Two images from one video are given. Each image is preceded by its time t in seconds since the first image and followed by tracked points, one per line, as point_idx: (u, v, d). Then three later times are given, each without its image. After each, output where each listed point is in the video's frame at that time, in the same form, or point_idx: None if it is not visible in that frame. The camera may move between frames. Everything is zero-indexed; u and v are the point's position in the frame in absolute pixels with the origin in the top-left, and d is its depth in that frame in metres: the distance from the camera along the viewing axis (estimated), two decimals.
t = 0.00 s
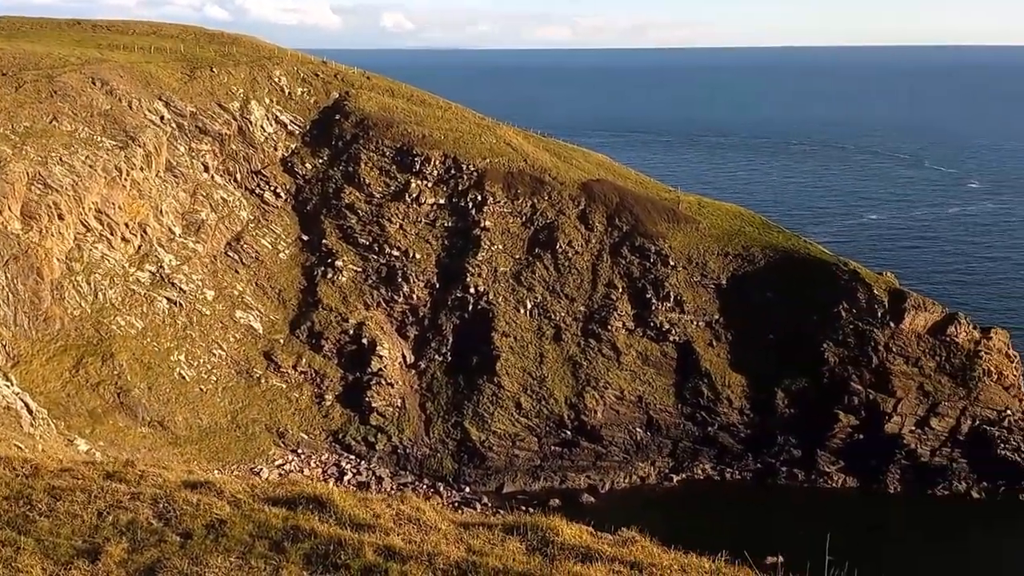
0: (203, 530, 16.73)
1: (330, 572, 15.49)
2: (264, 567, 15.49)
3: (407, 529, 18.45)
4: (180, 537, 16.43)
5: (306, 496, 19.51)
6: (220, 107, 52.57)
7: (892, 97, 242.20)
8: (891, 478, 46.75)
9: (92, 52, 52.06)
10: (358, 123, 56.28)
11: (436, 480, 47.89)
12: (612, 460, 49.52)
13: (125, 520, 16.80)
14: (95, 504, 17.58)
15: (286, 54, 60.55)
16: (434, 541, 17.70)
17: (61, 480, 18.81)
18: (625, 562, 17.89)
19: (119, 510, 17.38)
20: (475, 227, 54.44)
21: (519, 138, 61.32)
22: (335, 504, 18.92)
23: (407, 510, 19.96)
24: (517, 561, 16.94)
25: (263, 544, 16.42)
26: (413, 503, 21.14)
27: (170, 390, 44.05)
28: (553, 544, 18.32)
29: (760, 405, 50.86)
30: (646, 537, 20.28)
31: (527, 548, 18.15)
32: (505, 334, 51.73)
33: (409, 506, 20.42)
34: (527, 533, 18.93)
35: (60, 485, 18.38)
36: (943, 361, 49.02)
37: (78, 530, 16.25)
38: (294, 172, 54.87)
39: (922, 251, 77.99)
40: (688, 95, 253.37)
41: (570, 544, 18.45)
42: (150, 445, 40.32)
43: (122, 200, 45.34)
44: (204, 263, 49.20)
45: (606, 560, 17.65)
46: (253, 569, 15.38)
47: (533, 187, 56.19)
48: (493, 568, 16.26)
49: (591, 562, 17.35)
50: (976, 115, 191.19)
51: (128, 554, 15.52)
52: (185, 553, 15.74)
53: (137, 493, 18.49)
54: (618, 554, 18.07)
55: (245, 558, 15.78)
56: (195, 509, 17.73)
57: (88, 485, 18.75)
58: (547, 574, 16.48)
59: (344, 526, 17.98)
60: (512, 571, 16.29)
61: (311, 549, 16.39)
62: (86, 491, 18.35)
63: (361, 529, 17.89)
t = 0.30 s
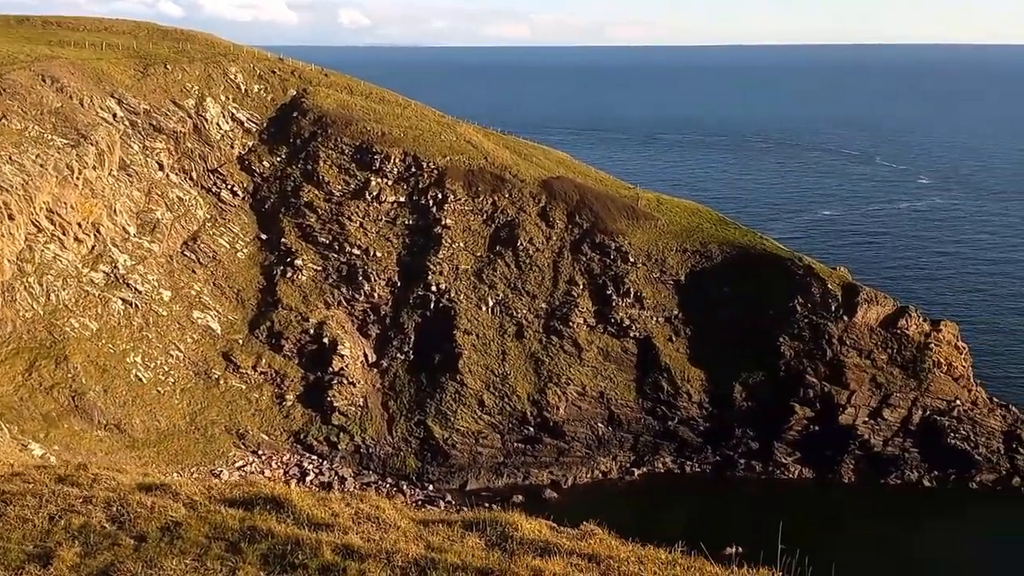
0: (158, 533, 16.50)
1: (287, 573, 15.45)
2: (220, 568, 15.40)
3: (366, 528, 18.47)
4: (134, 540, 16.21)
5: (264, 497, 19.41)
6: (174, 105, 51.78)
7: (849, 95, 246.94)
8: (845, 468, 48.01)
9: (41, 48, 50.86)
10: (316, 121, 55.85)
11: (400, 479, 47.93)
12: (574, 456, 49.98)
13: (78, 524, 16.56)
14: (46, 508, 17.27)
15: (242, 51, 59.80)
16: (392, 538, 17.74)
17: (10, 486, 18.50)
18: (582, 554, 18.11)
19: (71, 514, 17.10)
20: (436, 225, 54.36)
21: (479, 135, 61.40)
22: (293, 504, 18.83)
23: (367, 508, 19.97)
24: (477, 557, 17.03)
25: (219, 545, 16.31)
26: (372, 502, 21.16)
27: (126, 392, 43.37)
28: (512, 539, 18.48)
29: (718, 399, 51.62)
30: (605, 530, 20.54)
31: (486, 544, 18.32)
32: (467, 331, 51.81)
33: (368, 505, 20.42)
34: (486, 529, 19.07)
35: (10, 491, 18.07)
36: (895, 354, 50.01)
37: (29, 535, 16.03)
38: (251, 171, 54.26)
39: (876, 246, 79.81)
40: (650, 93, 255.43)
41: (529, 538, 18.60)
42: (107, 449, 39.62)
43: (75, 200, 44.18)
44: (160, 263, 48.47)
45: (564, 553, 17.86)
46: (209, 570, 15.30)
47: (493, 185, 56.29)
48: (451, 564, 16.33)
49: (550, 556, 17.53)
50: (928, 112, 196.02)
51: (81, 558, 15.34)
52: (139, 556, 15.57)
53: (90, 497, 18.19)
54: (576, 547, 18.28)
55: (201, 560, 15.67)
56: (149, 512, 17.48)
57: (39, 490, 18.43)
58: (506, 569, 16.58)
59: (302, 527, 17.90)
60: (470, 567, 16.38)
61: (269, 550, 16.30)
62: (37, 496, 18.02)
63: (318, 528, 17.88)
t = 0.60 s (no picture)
0: (112, 536, 16.34)
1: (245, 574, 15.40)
2: (176, 571, 15.29)
3: (325, 527, 18.47)
4: (88, 544, 16.04)
5: (221, 498, 19.30)
6: (128, 103, 50.86)
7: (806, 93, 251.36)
8: (801, 459, 48.98)
9: None
10: (273, 119, 55.33)
11: (362, 478, 47.88)
12: (536, 451, 50.36)
13: (28, 529, 16.33)
14: None
15: (197, 48, 58.93)
16: (352, 537, 17.78)
17: None
18: (541, 549, 18.35)
19: (21, 519, 16.83)
20: (396, 223, 54.16)
21: (439, 133, 61.37)
22: (251, 505, 18.74)
23: (325, 508, 19.96)
24: (436, 554, 17.13)
25: (175, 547, 16.18)
26: (331, 501, 21.17)
27: (81, 395, 42.63)
28: (472, 535, 18.68)
29: (677, 393, 52.40)
30: (564, 524, 20.83)
31: (446, 540, 18.51)
32: (428, 329, 51.78)
33: (328, 504, 20.43)
34: (446, 525, 19.24)
35: None
36: (848, 346, 51.17)
37: None
38: (208, 169, 53.55)
39: (831, 241, 81.51)
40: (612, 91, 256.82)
41: (489, 534, 18.83)
42: (62, 453, 38.70)
43: (25, 199, 42.78)
44: (115, 263, 47.54)
45: (523, 548, 18.11)
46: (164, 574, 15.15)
47: (454, 182, 56.32)
48: (410, 561, 16.42)
49: (509, 551, 17.76)
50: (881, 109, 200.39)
51: (32, 563, 15.12)
52: (93, 561, 15.40)
53: (40, 501, 17.93)
54: (535, 542, 18.53)
55: (156, 564, 15.53)
56: (103, 516, 17.28)
57: None
58: (465, 564, 16.74)
59: (260, 527, 17.86)
60: (428, 563, 16.48)
61: (226, 551, 16.22)
62: None
63: (276, 528, 17.86)
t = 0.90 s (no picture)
0: (63, 540, 16.19)
1: None
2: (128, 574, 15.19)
3: (283, 527, 18.48)
4: (39, 549, 15.87)
5: (175, 500, 19.18)
6: (80, 100, 49.70)
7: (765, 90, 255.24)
8: (758, 451, 50.15)
9: None
10: (230, 116, 54.65)
11: (324, 478, 47.76)
12: (500, 448, 50.65)
13: None
14: None
15: (151, 45, 58.02)
16: (309, 537, 17.79)
17: None
18: (499, 543, 18.63)
19: None
20: (356, 222, 53.90)
21: (398, 130, 61.24)
22: (206, 506, 18.65)
23: (283, 507, 19.97)
24: (394, 551, 17.25)
25: (129, 550, 16.07)
26: (289, 500, 21.17)
27: (35, 399, 41.83)
28: (431, 532, 18.86)
29: (638, 387, 53.08)
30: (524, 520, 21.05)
31: (404, 537, 18.65)
32: (390, 327, 51.67)
33: (285, 504, 20.45)
34: (405, 522, 19.40)
35: None
36: (803, 339, 52.16)
37: None
38: (163, 168, 52.81)
39: (788, 236, 83.03)
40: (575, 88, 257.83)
41: (447, 531, 19.02)
42: (17, 459, 37.30)
43: None
44: (68, 263, 46.62)
45: (481, 543, 18.38)
46: None
47: (414, 180, 56.22)
48: (367, 559, 16.52)
49: (468, 547, 18.03)
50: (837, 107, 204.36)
51: None
52: (43, 565, 15.26)
53: None
54: (494, 537, 18.79)
55: (109, 567, 15.41)
56: (54, 520, 17.08)
57: None
58: (421, 559, 16.87)
59: (215, 529, 17.80)
60: (386, 560, 16.57)
61: (181, 553, 16.12)
62: None
63: (233, 530, 17.77)
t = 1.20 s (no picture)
0: (11, 546, 15.88)
1: None
2: None
3: (240, 528, 18.34)
4: None
5: (129, 504, 18.83)
6: (30, 98, 48.50)
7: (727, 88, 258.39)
8: (718, 443, 50.95)
9: None
10: (185, 114, 53.73)
11: (287, 478, 47.36)
12: (464, 445, 50.71)
13: None
14: None
15: (103, 41, 56.87)
16: (266, 537, 17.67)
17: None
18: (460, 539, 18.69)
19: None
20: (317, 220, 53.45)
21: (357, 127, 60.86)
22: (161, 509, 18.35)
23: (240, 509, 19.80)
24: (352, 549, 17.22)
25: (81, 555, 15.81)
26: (247, 501, 20.98)
27: None
28: (390, 530, 18.86)
29: (600, 382, 53.46)
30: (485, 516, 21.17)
31: (364, 536, 18.60)
32: (352, 326, 51.37)
33: (242, 505, 20.28)
34: (365, 521, 19.35)
35: None
36: (760, 332, 52.96)
37: None
38: (117, 166, 51.78)
39: (747, 232, 84.23)
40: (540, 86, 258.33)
41: (408, 528, 19.05)
42: None
43: None
44: (19, 265, 45.58)
45: (442, 539, 18.44)
46: None
47: (374, 177, 55.95)
48: (325, 558, 16.44)
49: (427, 543, 18.07)
50: (797, 104, 207.70)
51: None
52: None
53: None
54: (454, 533, 18.85)
55: (59, 573, 15.12)
56: (2, 526, 16.73)
57: None
58: (379, 557, 16.86)
59: (171, 531, 17.58)
60: (344, 559, 16.54)
61: (134, 557, 15.89)
62: None
63: (188, 532, 17.58)
